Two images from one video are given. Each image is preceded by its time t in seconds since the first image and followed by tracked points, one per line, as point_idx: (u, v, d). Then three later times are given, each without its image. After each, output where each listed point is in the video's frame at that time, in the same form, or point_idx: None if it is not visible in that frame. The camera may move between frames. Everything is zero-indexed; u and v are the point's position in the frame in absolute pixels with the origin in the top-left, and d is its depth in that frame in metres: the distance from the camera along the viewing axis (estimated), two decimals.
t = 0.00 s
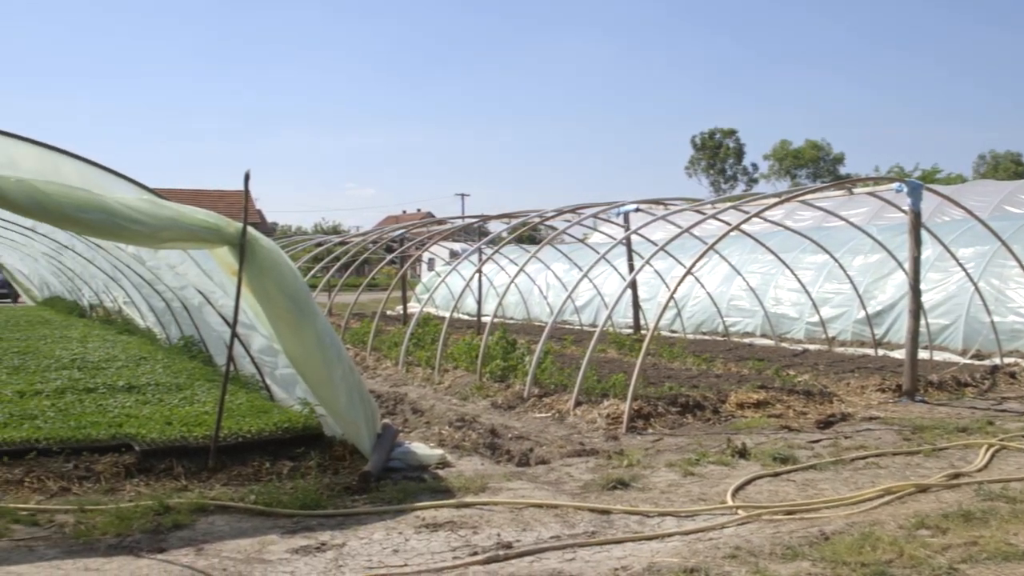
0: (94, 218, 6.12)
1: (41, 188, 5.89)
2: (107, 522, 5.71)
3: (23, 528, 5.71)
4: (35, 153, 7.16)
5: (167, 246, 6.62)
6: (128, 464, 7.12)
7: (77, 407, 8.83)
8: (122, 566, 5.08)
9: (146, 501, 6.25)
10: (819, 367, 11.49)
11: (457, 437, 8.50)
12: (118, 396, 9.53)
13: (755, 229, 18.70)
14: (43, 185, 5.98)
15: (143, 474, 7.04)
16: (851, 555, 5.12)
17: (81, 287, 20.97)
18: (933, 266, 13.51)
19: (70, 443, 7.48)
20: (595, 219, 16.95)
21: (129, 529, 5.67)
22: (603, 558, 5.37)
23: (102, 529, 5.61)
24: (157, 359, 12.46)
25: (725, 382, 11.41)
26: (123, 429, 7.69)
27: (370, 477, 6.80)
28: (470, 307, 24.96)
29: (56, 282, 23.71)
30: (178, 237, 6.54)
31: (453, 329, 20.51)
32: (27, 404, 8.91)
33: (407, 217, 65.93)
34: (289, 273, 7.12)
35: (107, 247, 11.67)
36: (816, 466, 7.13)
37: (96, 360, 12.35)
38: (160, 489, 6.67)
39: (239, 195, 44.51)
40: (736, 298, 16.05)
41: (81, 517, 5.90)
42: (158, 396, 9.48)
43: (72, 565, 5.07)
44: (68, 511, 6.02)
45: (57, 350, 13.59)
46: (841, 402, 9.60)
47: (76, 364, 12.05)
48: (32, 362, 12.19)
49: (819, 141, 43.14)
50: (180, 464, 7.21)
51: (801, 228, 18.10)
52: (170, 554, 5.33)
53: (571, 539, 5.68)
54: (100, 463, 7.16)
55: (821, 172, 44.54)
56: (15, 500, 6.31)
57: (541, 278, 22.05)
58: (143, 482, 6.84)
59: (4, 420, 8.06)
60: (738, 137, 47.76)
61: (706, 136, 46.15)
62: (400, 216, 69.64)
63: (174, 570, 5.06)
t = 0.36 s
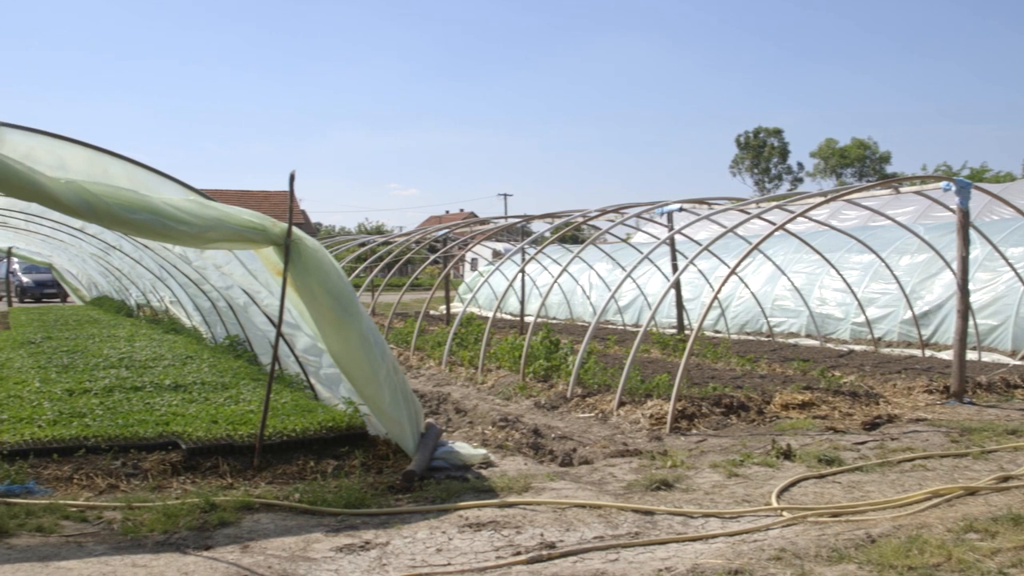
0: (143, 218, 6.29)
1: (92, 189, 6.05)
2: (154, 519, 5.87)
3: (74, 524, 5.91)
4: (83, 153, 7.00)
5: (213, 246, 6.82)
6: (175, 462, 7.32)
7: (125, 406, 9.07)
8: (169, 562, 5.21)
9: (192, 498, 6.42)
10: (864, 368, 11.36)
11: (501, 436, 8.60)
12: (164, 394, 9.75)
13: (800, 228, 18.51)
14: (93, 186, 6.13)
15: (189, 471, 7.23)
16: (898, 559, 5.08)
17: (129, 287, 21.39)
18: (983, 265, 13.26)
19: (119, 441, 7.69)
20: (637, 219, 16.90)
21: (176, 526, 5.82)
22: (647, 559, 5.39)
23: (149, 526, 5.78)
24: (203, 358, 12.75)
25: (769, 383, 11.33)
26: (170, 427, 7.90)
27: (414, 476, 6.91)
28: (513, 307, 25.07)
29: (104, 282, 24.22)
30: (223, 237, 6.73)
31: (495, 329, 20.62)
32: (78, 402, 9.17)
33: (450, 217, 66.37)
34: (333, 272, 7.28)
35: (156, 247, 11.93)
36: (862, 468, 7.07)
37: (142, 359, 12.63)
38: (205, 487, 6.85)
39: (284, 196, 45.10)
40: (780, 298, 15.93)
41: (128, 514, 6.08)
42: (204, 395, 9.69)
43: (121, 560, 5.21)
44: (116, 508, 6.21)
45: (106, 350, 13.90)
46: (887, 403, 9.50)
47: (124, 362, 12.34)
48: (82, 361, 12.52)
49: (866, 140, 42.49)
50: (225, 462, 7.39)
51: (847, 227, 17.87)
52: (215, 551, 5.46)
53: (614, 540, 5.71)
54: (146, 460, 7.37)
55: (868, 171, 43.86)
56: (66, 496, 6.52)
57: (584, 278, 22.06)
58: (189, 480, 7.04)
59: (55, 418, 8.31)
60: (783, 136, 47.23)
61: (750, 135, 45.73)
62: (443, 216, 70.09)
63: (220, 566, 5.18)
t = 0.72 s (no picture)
0: (188, 218, 6.50)
1: (139, 190, 6.33)
2: (199, 516, 6.02)
3: (121, 520, 6.09)
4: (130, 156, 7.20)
5: (257, 246, 6.97)
6: (220, 460, 7.51)
7: (171, 404, 9.29)
8: (214, 559, 5.34)
9: (237, 496, 6.58)
10: (910, 368, 11.22)
11: (543, 436, 8.68)
12: (210, 393, 9.97)
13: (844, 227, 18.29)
14: (140, 186, 6.41)
15: (233, 470, 7.42)
16: (945, 562, 5.05)
17: (175, 286, 21.81)
18: None
19: (165, 438, 7.88)
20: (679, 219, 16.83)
21: (221, 523, 5.96)
22: (690, 560, 5.42)
23: (194, 523, 5.93)
24: (247, 357, 13.01)
25: (813, 384, 11.23)
26: (216, 425, 8.09)
27: (456, 475, 7.00)
28: (555, 307, 25.11)
29: (151, 282, 24.71)
30: (267, 237, 6.89)
31: (536, 329, 20.67)
32: (125, 400, 9.42)
33: (493, 216, 66.73)
34: (376, 272, 7.41)
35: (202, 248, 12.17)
36: (908, 470, 7.01)
37: (188, 358, 12.91)
38: (250, 485, 7.02)
39: (327, 196, 45.61)
40: (824, 298, 15.78)
41: (173, 511, 6.26)
42: (249, 394, 9.89)
43: (167, 557, 5.35)
44: (162, 505, 6.39)
45: (152, 348, 14.23)
46: (934, 405, 9.39)
47: (170, 361, 12.62)
48: (129, 360, 12.83)
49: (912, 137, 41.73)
50: (269, 460, 7.56)
51: (893, 226, 17.61)
52: (260, 548, 5.59)
53: (657, 541, 5.75)
54: (192, 458, 7.57)
55: (914, 168, 43.05)
56: (113, 493, 6.73)
57: (626, 278, 22.02)
58: (234, 477, 7.22)
59: (103, 415, 8.54)
60: (826, 134, 46.60)
61: (793, 133, 45.19)
62: (485, 215, 70.31)
63: (265, 564, 5.30)
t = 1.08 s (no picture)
0: (232, 218, 6.67)
1: (183, 191, 6.50)
2: (243, 514, 6.18)
3: (166, 517, 6.27)
4: (176, 157, 7.37)
5: (300, 246, 7.11)
6: (263, 458, 7.69)
7: (215, 403, 9.50)
8: (257, 557, 5.47)
9: (280, 493, 6.73)
10: (956, 369, 11.07)
11: (585, 436, 8.74)
12: (253, 392, 10.18)
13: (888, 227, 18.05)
14: (185, 188, 6.58)
15: (277, 468, 7.60)
16: (993, 566, 5.02)
17: (219, 286, 22.22)
18: None
19: (209, 436, 8.05)
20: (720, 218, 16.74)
21: (264, 521, 6.11)
22: (733, 561, 5.44)
23: (238, 521, 6.09)
24: (290, 356, 13.25)
25: (857, 385, 11.14)
26: (259, 424, 8.27)
27: (498, 475, 7.08)
28: (597, 306, 25.11)
29: (195, 282, 25.19)
30: (310, 237, 7.02)
31: (577, 329, 20.70)
32: (170, 399, 9.66)
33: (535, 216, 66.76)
34: (417, 272, 7.54)
35: (247, 248, 12.40)
36: (954, 472, 6.95)
37: (231, 357, 13.17)
38: (293, 483, 7.19)
39: (369, 196, 46.07)
40: (868, 298, 15.61)
41: (217, 509, 6.43)
42: (292, 393, 10.08)
43: (211, 554, 5.50)
44: (206, 503, 6.57)
45: (197, 347, 14.53)
46: (982, 407, 9.28)
47: (214, 360, 12.88)
48: (173, 359, 13.12)
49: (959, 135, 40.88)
50: (312, 458, 7.72)
51: (939, 225, 17.34)
52: (302, 546, 5.72)
53: (699, 542, 5.78)
54: (235, 456, 7.75)
55: (960, 167, 42.13)
56: (157, 490, 6.93)
57: (668, 277, 21.94)
58: (277, 476, 7.40)
59: (147, 414, 8.76)
60: (870, 132, 45.91)
61: (836, 132, 44.61)
62: (526, 216, 70.43)
63: (308, 562, 5.42)
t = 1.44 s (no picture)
0: (275, 218, 6.83)
1: (227, 191, 6.67)
2: (285, 512, 6.33)
3: (209, 515, 6.44)
4: (218, 157, 7.57)
5: (342, 246, 7.27)
6: (304, 457, 7.85)
7: (257, 402, 9.70)
8: (299, 555, 5.61)
9: (321, 492, 6.88)
10: (1001, 371, 10.92)
11: (625, 436, 8.81)
12: (295, 391, 10.38)
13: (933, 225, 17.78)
14: (228, 188, 6.74)
15: (318, 467, 7.76)
16: None
17: (261, 286, 22.57)
18: None
19: (251, 434, 8.23)
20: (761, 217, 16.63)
21: (306, 520, 6.25)
22: (775, 563, 5.46)
23: (280, 519, 6.24)
24: (331, 355, 13.48)
25: (900, 386, 11.03)
26: (301, 422, 8.45)
27: (538, 475, 7.19)
28: (637, 306, 25.07)
29: (238, 282, 25.60)
30: (351, 237, 7.17)
31: (617, 328, 20.69)
32: (212, 398, 9.88)
33: (576, 216, 66.82)
34: (459, 272, 7.64)
35: (291, 249, 12.62)
36: (1000, 475, 6.90)
37: (274, 357, 13.41)
38: (334, 482, 7.34)
39: (409, 196, 46.42)
40: (911, 298, 15.44)
41: (259, 507, 6.59)
42: (333, 392, 10.25)
43: (254, 551, 5.64)
44: (248, 501, 6.74)
45: (239, 346, 14.81)
46: None
47: (257, 359, 13.13)
48: (216, 358, 13.38)
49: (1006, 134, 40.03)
50: (353, 457, 7.89)
51: (985, 224, 17.05)
52: (344, 544, 5.85)
53: (741, 543, 5.82)
54: (278, 455, 7.93)
55: (1005, 166, 41.12)
56: (200, 488, 7.12)
57: (709, 277, 21.85)
58: (318, 474, 7.56)
59: (191, 412, 8.98)
60: (913, 131, 45.14)
61: (878, 130, 43.96)
62: (566, 216, 70.35)
63: (349, 560, 5.54)
